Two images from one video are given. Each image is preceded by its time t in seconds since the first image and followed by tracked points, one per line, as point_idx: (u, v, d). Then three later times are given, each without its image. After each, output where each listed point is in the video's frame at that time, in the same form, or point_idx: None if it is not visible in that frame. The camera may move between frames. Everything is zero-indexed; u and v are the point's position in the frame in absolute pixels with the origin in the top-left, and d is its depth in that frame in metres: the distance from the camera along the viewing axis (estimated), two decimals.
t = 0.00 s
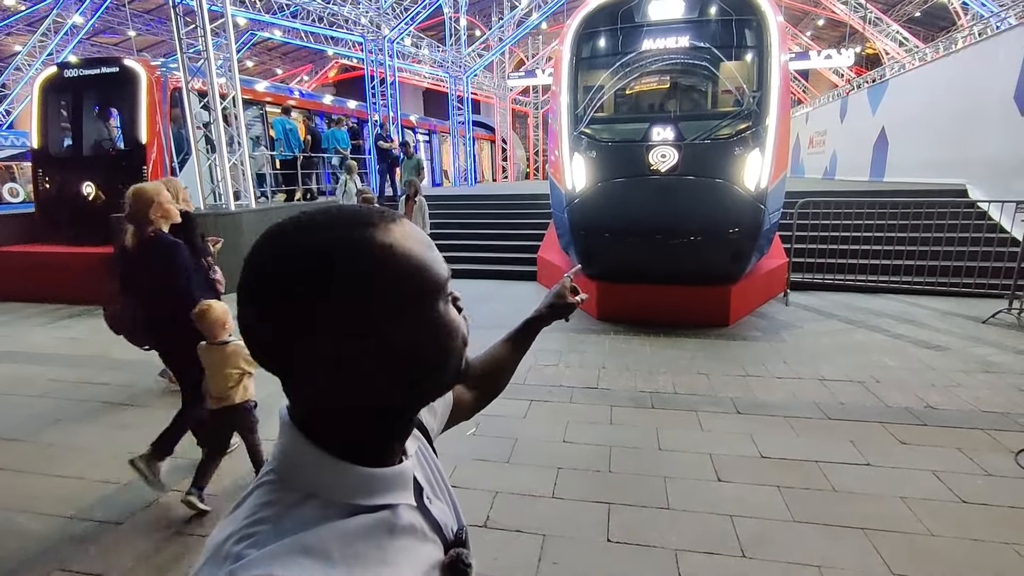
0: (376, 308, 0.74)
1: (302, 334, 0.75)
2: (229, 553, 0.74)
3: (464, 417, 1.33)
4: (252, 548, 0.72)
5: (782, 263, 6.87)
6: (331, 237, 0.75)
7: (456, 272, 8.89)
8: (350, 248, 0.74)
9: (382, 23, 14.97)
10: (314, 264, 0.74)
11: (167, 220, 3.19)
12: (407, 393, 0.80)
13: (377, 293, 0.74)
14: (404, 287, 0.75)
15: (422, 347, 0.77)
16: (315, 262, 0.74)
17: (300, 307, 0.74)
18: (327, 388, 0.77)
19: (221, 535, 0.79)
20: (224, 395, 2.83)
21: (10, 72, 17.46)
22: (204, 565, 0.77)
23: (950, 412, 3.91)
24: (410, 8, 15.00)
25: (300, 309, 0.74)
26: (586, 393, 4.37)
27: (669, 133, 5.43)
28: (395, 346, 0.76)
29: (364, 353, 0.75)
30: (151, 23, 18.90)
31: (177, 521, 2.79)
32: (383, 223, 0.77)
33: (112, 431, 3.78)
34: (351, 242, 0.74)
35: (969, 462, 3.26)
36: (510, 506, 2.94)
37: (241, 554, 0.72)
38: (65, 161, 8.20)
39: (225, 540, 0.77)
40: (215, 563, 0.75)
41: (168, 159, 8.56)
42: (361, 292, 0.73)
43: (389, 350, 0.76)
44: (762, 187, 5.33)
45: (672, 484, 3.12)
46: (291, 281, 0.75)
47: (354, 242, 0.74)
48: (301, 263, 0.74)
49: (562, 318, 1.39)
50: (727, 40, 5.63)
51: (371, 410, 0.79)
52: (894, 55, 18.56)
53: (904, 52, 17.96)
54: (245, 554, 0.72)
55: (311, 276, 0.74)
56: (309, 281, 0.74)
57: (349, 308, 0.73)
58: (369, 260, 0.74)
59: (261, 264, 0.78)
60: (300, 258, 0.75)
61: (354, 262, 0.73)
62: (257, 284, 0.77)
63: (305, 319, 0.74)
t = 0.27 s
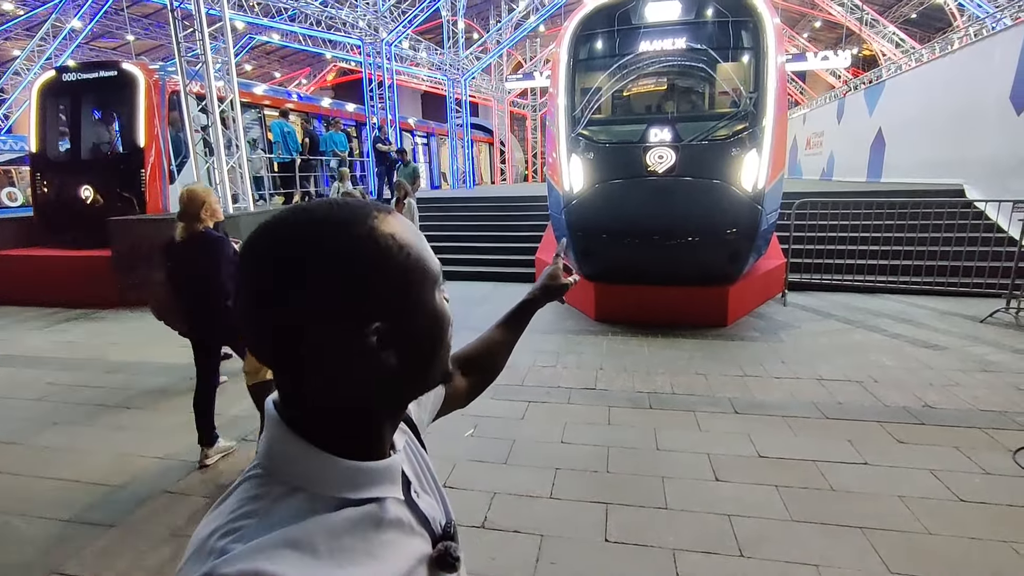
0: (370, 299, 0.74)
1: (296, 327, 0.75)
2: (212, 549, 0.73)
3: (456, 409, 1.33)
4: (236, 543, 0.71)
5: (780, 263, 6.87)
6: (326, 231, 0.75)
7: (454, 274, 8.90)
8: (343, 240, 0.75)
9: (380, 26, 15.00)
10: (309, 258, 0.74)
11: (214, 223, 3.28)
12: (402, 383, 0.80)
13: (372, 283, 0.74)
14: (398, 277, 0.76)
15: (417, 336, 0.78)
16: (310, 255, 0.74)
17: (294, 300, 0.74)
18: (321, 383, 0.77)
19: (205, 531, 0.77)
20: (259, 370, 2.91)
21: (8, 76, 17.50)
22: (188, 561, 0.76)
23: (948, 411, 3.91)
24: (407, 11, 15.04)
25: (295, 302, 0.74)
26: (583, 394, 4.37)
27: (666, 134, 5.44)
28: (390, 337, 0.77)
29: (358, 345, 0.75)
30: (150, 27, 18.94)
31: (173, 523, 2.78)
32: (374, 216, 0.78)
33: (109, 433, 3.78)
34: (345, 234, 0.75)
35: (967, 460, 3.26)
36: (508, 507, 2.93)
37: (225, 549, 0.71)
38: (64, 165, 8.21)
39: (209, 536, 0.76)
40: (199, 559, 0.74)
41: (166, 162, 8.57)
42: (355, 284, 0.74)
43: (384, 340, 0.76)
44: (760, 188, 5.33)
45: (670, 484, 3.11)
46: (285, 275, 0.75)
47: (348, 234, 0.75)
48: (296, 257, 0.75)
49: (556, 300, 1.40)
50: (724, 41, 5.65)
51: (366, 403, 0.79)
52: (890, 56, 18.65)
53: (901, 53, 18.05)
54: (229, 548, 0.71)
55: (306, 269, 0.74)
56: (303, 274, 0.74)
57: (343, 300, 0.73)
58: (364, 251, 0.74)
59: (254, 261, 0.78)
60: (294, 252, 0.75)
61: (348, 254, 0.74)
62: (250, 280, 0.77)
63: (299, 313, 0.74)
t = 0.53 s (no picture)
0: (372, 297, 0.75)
1: (300, 326, 0.76)
2: (218, 548, 0.73)
3: (459, 407, 1.33)
4: (242, 542, 0.71)
5: (778, 266, 6.88)
6: (329, 228, 0.76)
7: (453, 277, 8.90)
8: (346, 238, 0.75)
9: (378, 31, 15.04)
10: (312, 256, 0.74)
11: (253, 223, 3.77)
12: (407, 379, 0.80)
13: (375, 281, 0.75)
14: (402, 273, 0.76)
15: (422, 333, 0.79)
16: (312, 254, 0.74)
17: (298, 299, 0.75)
18: (327, 381, 0.78)
19: (211, 530, 0.78)
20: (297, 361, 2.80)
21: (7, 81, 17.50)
22: (193, 561, 0.76)
23: (947, 412, 3.92)
24: (405, 16, 15.08)
25: (298, 301, 0.75)
26: (583, 396, 4.37)
27: (665, 137, 5.47)
28: (395, 333, 0.77)
29: (363, 342, 0.76)
30: (149, 32, 18.98)
31: (174, 526, 2.78)
32: (376, 214, 0.79)
33: (109, 437, 3.77)
34: (348, 232, 0.76)
35: (966, 461, 3.27)
36: (509, 509, 2.93)
37: (231, 549, 0.71)
38: (62, 169, 8.20)
39: (215, 535, 0.76)
40: (204, 559, 0.74)
41: (165, 166, 8.56)
42: (358, 282, 0.74)
43: (389, 335, 0.77)
44: (758, 190, 5.35)
45: (670, 486, 3.12)
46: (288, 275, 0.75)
47: (351, 232, 0.76)
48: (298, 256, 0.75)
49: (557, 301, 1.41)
50: (721, 45, 5.68)
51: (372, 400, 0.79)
52: (886, 60, 18.74)
53: (897, 57, 18.16)
54: (235, 548, 0.71)
55: (309, 267, 0.74)
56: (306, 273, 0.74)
57: (347, 298, 0.74)
58: (366, 249, 0.75)
59: (257, 260, 0.78)
60: (297, 251, 0.75)
61: (350, 253, 0.74)
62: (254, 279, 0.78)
63: (303, 311, 0.75)
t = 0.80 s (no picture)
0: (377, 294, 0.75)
1: (307, 323, 0.76)
2: (225, 545, 0.73)
3: (462, 406, 1.34)
4: (249, 539, 0.71)
5: (776, 269, 6.90)
6: (339, 228, 0.76)
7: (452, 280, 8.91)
8: (352, 238, 0.76)
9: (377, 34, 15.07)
10: (320, 255, 0.75)
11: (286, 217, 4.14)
12: (412, 378, 0.81)
13: (382, 279, 0.75)
14: (408, 273, 0.77)
15: (429, 332, 0.80)
16: (321, 253, 0.75)
17: (305, 298, 0.75)
18: (333, 380, 0.78)
19: (217, 528, 0.78)
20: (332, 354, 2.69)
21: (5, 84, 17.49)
22: (202, 558, 0.77)
23: (944, 414, 3.93)
24: (404, 19, 15.11)
25: (304, 300, 0.75)
26: (583, 399, 4.38)
27: (663, 140, 5.50)
28: (400, 333, 0.78)
29: (369, 341, 0.76)
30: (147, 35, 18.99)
31: (173, 530, 2.77)
32: (383, 215, 0.79)
33: (107, 440, 3.76)
34: (354, 231, 0.76)
35: (964, 463, 3.28)
36: (509, 511, 2.93)
37: (238, 545, 0.71)
38: (60, 173, 8.18)
39: (222, 532, 0.76)
40: (211, 555, 0.74)
41: (164, 169, 8.57)
42: (367, 281, 0.75)
43: (396, 334, 0.77)
44: (755, 193, 5.37)
45: (670, 488, 3.12)
46: (295, 273, 0.75)
47: (360, 233, 0.76)
48: (305, 256, 0.75)
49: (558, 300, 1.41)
50: (719, 49, 5.71)
51: (377, 398, 0.80)
52: (883, 64, 18.85)
53: (893, 61, 18.27)
54: (241, 544, 0.71)
55: (317, 266, 0.75)
56: (312, 272, 0.75)
57: (355, 297, 0.74)
58: (374, 249, 0.76)
59: (263, 258, 0.79)
60: (303, 249, 0.76)
61: (357, 252, 0.75)
62: (260, 277, 0.78)
63: (310, 309, 0.75)
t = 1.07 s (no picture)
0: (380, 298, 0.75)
1: (310, 328, 0.75)
2: (227, 550, 0.73)
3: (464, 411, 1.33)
4: (251, 545, 0.71)
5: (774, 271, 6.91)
6: (343, 231, 0.76)
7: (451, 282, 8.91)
8: (356, 242, 0.75)
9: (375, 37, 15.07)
10: (324, 257, 0.74)
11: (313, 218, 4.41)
12: (415, 382, 0.81)
13: (386, 282, 0.75)
14: (413, 276, 0.77)
15: (433, 336, 0.79)
16: (324, 256, 0.74)
17: (308, 303, 0.74)
18: (336, 384, 0.78)
19: (219, 533, 0.77)
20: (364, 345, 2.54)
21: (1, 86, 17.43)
22: (204, 563, 0.76)
23: (943, 415, 3.94)
24: (402, 22, 15.13)
25: (308, 303, 0.74)
26: (582, 401, 4.38)
27: (661, 142, 5.52)
28: (404, 337, 0.77)
29: (373, 346, 0.76)
30: (145, 38, 18.96)
31: (171, 534, 2.75)
32: (387, 218, 0.79)
33: (104, 444, 3.74)
34: (358, 234, 0.76)
35: (963, 464, 3.29)
36: (509, 515, 2.92)
37: (240, 550, 0.71)
38: (56, 175, 8.14)
39: (224, 537, 0.76)
40: (214, 560, 0.74)
41: (161, 172, 8.54)
42: (369, 284, 0.74)
43: (400, 339, 0.77)
44: (753, 195, 5.39)
45: (670, 490, 3.12)
46: (298, 277, 0.75)
47: (362, 235, 0.76)
48: (308, 259, 0.75)
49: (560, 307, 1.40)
50: (716, 51, 5.73)
51: (380, 403, 0.79)
52: (879, 66, 18.93)
53: (889, 63, 18.36)
54: (244, 550, 0.71)
55: (320, 269, 0.74)
56: (314, 277, 0.74)
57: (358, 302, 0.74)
58: (377, 252, 0.75)
59: (264, 261, 0.78)
60: (306, 251, 0.75)
61: (360, 255, 0.75)
62: (262, 280, 0.78)
63: (312, 314, 0.74)
